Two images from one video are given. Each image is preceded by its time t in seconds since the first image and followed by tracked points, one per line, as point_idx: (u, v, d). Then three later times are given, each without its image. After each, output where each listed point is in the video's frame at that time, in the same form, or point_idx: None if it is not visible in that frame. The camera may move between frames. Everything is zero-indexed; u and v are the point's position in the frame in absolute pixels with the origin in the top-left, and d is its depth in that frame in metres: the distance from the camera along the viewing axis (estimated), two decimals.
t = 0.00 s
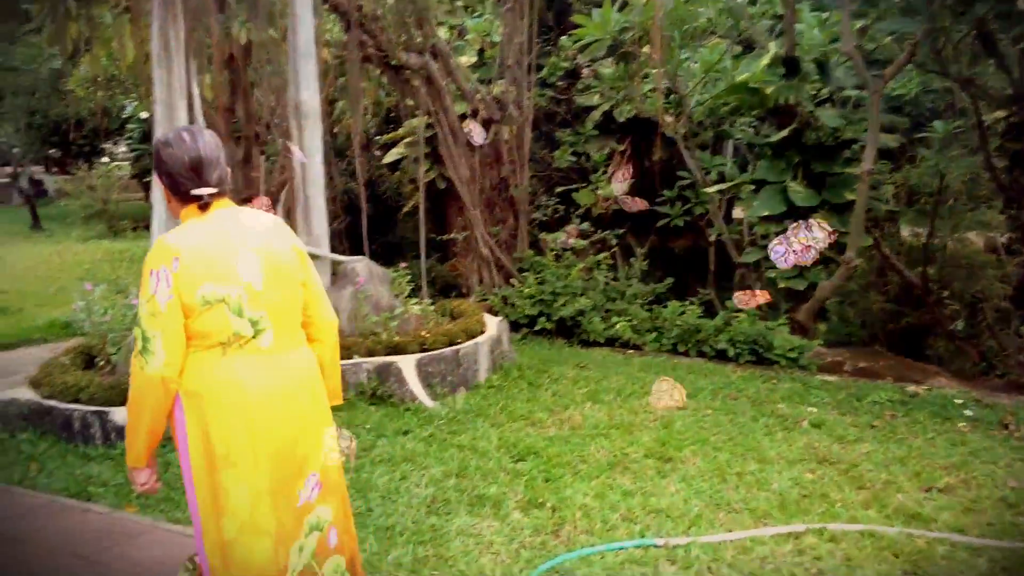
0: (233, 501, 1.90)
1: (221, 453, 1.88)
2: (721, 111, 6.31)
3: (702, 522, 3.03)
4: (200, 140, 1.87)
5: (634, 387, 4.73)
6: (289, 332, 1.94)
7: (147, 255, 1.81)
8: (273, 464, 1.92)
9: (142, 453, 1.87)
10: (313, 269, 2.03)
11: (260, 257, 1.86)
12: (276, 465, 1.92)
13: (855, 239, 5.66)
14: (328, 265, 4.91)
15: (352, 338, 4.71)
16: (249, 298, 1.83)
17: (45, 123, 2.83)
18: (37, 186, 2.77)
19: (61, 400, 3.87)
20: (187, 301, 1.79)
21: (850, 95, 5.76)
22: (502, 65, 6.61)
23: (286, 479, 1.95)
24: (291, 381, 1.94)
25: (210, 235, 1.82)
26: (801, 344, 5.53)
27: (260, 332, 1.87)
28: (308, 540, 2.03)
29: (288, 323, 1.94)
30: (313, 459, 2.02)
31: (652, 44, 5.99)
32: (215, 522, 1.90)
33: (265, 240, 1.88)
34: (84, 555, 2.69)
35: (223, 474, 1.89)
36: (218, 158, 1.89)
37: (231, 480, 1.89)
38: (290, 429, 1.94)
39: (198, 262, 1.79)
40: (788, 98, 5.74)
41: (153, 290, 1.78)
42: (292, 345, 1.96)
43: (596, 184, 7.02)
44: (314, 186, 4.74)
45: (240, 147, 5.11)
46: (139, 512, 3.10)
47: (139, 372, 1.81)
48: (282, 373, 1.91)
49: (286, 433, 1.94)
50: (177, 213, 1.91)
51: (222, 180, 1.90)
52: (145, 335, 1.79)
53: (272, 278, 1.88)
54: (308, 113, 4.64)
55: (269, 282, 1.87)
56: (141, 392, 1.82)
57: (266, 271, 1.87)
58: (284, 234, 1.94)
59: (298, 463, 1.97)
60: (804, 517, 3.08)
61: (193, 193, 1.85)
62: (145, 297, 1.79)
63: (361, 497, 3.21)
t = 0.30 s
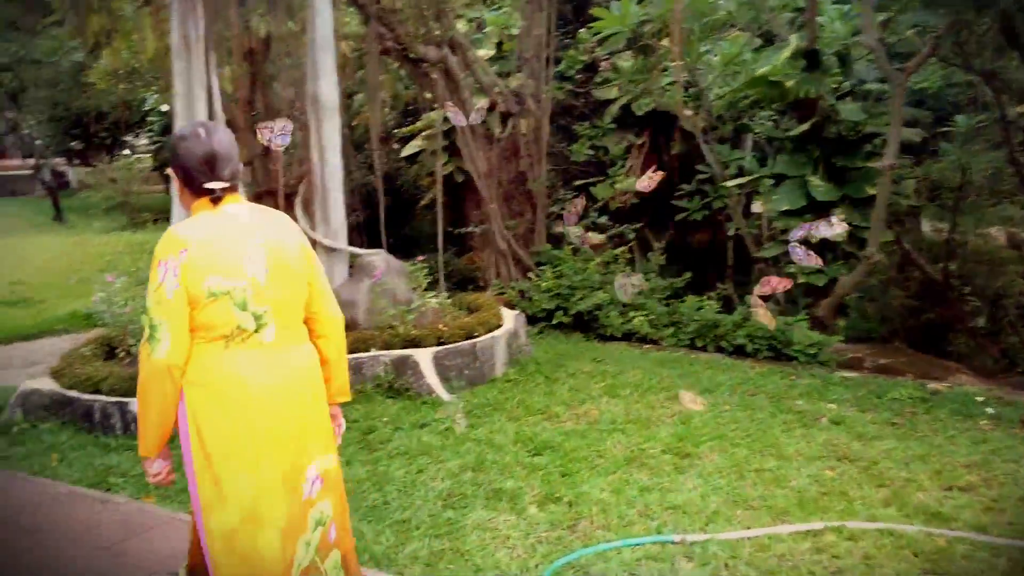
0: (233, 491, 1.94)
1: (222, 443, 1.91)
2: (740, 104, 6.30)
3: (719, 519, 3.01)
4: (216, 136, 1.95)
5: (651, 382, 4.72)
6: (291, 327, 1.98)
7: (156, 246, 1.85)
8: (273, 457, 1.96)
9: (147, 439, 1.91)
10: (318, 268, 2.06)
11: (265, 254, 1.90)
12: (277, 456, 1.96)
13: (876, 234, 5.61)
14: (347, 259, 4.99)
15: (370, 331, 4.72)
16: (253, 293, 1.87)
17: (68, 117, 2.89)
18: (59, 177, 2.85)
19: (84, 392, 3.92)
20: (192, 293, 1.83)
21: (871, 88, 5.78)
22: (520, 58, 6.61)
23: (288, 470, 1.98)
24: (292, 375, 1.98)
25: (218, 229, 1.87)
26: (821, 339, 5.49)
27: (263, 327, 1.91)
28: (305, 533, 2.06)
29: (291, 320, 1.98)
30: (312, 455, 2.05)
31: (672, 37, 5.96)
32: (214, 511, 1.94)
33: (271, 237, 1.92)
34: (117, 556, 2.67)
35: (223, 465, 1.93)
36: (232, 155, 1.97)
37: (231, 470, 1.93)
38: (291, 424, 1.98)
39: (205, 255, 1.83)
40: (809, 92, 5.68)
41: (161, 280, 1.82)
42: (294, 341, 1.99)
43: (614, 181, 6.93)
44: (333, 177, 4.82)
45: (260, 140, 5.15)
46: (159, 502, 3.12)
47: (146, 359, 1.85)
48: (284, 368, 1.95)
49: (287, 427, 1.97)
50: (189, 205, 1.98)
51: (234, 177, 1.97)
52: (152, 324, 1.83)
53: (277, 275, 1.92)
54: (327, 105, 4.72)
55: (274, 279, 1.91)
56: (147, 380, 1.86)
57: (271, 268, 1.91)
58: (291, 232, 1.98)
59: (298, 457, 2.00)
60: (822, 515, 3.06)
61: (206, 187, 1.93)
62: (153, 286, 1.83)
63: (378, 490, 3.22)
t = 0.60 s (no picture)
0: (229, 473, 1.94)
1: (221, 425, 1.92)
2: (769, 94, 6.23)
3: (744, 514, 2.97)
4: (235, 123, 1.93)
5: (675, 374, 4.68)
6: (292, 315, 1.98)
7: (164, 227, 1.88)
8: (270, 443, 1.96)
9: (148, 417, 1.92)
10: (323, 260, 2.06)
11: (268, 241, 1.91)
12: (275, 441, 1.96)
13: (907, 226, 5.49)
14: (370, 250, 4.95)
15: (393, 321, 4.72)
16: (252, 279, 1.89)
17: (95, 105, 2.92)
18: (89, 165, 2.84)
19: (107, 378, 3.94)
20: (193, 274, 1.85)
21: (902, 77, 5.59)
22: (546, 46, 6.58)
23: (286, 457, 1.98)
24: (292, 362, 1.98)
25: (225, 213, 1.89)
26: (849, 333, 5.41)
27: (263, 312, 1.92)
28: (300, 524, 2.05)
29: (292, 309, 1.98)
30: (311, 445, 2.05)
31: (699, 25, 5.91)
32: (210, 493, 1.95)
33: (277, 223, 1.93)
34: (142, 554, 2.64)
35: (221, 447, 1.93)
36: (249, 143, 1.96)
37: (228, 453, 1.93)
38: (290, 410, 1.98)
39: (209, 237, 1.86)
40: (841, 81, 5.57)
41: (165, 259, 1.84)
42: (295, 330, 2.00)
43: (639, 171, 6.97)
44: (356, 168, 4.74)
45: (285, 129, 5.15)
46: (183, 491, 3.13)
47: (148, 337, 1.87)
48: (283, 355, 1.96)
49: (286, 414, 1.97)
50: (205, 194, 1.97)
51: (251, 165, 1.96)
52: (155, 302, 1.85)
53: (278, 262, 1.93)
54: (351, 95, 4.62)
55: (276, 265, 1.92)
56: (148, 358, 1.88)
57: (273, 254, 1.92)
58: (297, 223, 1.99)
59: (295, 446, 2.00)
60: (850, 511, 3.01)
61: (224, 173, 1.92)
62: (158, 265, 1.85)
63: (399, 481, 3.21)
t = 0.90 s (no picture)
0: (227, 455, 2.01)
1: (220, 408, 1.99)
2: (794, 87, 6.15)
3: (768, 515, 2.94)
4: (246, 116, 2.01)
5: (697, 372, 4.64)
6: (292, 305, 2.05)
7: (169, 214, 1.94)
8: (269, 427, 2.03)
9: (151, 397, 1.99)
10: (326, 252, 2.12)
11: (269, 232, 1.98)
12: (274, 426, 2.03)
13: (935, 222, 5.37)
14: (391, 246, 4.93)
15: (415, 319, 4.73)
16: (252, 268, 1.95)
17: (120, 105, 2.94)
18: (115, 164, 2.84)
19: (131, 375, 3.94)
20: (194, 261, 1.91)
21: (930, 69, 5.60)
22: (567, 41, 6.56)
23: (285, 442, 2.05)
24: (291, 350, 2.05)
25: (229, 203, 1.95)
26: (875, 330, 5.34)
27: (263, 301, 1.99)
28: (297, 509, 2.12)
29: (293, 298, 2.05)
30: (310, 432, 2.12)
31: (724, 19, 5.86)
32: (210, 473, 2.02)
33: (279, 215, 2.00)
34: (165, 555, 2.62)
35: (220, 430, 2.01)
36: (259, 135, 2.04)
37: (227, 435, 2.00)
38: (289, 397, 2.05)
39: (211, 225, 1.92)
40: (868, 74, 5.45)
41: (169, 245, 1.91)
42: (295, 319, 2.07)
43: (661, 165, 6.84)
44: (376, 165, 4.72)
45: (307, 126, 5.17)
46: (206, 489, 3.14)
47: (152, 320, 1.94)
48: (282, 343, 2.03)
49: (284, 401, 2.04)
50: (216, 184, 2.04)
51: (261, 156, 2.04)
52: (158, 287, 1.92)
53: (279, 253, 1.99)
54: (371, 93, 4.59)
55: (277, 256, 1.99)
56: (152, 341, 1.94)
57: (274, 245, 1.98)
58: (301, 215, 2.05)
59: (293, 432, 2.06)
60: (875, 513, 2.97)
61: (236, 164, 1.99)
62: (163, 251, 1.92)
63: (420, 480, 3.20)
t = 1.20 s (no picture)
0: (234, 447, 2.02)
1: (227, 401, 2.00)
2: (818, 87, 6.06)
3: (790, 523, 2.89)
4: (251, 113, 2.02)
5: (718, 375, 4.59)
6: (295, 297, 2.08)
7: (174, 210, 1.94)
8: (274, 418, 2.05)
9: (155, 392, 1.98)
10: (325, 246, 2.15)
11: (275, 225, 2.00)
12: (279, 417, 2.05)
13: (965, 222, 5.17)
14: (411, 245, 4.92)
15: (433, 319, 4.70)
16: (259, 261, 1.97)
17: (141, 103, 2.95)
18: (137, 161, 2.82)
19: (147, 373, 3.88)
20: (202, 255, 1.91)
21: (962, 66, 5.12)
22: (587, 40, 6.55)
23: (291, 432, 2.08)
24: (296, 342, 2.07)
25: (235, 198, 1.96)
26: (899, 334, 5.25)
27: (269, 293, 2.01)
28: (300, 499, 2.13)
29: (296, 291, 2.08)
30: (313, 423, 2.14)
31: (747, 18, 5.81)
32: (216, 466, 2.03)
33: (283, 208, 2.02)
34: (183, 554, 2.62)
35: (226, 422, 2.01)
36: (263, 132, 2.05)
37: (234, 427, 2.01)
38: (293, 388, 2.07)
39: (218, 219, 1.93)
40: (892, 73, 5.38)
41: (176, 240, 1.91)
42: (298, 312, 2.09)
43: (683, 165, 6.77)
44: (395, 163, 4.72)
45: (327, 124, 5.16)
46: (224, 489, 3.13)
47: (159, 315, 1.93)
48: (287, 334, 2.05)
49: (290, 392, 2.06)
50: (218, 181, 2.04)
51: (265, 153, 2.05)
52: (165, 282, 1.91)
53: (284, 246, 2.01)
54: (391, 90, 4.61)
55: (282, 249, 2.01)
56: (157, 335, 1.94)
57: (280, 238, 2.01)
58: (302, 209, 2.08)
59: (297, 423, 2.09)
60: (899, 522, 2.90)
61: (240, 160, 2.00)
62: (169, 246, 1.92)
63: (437, 482, 3.17)
